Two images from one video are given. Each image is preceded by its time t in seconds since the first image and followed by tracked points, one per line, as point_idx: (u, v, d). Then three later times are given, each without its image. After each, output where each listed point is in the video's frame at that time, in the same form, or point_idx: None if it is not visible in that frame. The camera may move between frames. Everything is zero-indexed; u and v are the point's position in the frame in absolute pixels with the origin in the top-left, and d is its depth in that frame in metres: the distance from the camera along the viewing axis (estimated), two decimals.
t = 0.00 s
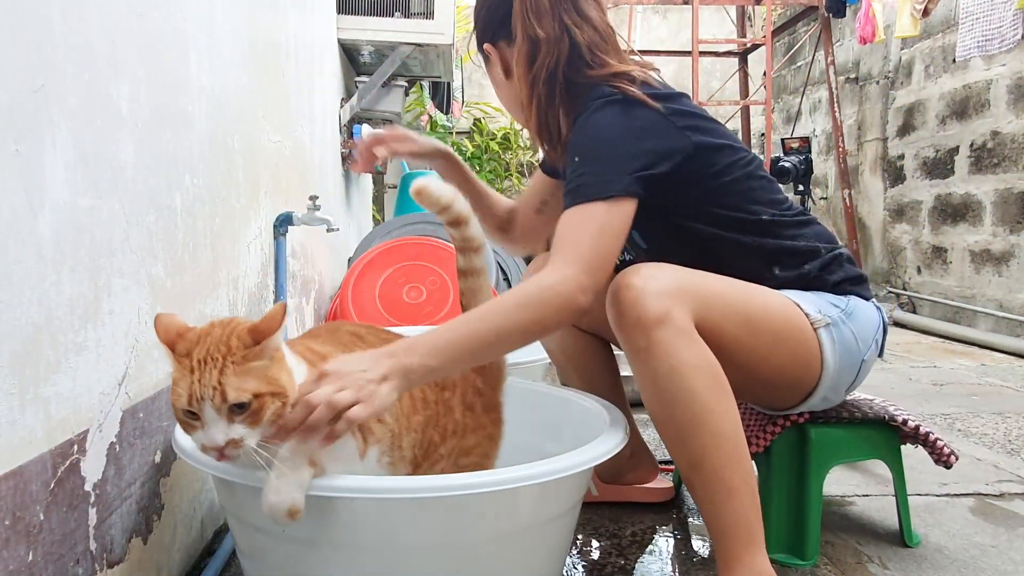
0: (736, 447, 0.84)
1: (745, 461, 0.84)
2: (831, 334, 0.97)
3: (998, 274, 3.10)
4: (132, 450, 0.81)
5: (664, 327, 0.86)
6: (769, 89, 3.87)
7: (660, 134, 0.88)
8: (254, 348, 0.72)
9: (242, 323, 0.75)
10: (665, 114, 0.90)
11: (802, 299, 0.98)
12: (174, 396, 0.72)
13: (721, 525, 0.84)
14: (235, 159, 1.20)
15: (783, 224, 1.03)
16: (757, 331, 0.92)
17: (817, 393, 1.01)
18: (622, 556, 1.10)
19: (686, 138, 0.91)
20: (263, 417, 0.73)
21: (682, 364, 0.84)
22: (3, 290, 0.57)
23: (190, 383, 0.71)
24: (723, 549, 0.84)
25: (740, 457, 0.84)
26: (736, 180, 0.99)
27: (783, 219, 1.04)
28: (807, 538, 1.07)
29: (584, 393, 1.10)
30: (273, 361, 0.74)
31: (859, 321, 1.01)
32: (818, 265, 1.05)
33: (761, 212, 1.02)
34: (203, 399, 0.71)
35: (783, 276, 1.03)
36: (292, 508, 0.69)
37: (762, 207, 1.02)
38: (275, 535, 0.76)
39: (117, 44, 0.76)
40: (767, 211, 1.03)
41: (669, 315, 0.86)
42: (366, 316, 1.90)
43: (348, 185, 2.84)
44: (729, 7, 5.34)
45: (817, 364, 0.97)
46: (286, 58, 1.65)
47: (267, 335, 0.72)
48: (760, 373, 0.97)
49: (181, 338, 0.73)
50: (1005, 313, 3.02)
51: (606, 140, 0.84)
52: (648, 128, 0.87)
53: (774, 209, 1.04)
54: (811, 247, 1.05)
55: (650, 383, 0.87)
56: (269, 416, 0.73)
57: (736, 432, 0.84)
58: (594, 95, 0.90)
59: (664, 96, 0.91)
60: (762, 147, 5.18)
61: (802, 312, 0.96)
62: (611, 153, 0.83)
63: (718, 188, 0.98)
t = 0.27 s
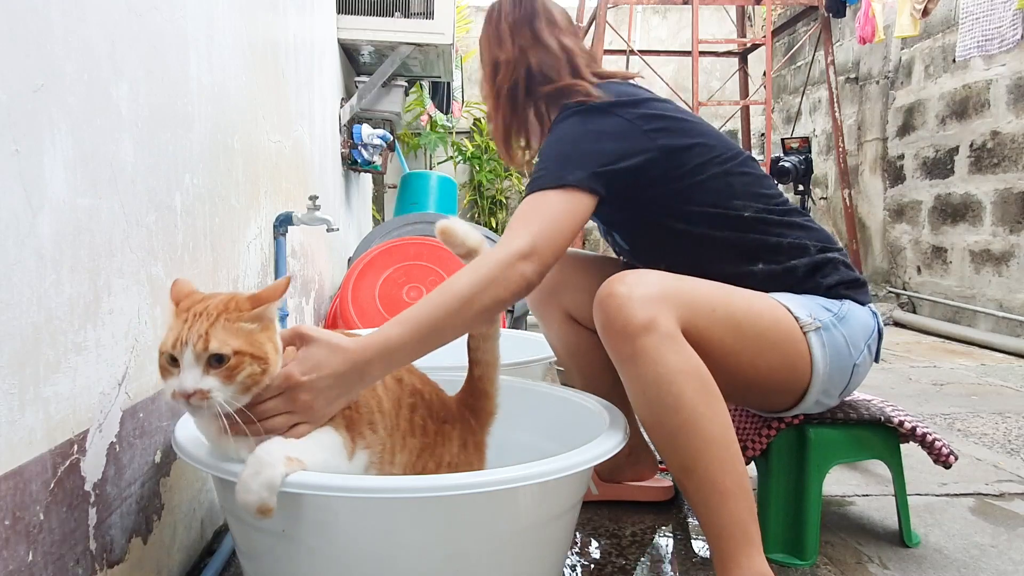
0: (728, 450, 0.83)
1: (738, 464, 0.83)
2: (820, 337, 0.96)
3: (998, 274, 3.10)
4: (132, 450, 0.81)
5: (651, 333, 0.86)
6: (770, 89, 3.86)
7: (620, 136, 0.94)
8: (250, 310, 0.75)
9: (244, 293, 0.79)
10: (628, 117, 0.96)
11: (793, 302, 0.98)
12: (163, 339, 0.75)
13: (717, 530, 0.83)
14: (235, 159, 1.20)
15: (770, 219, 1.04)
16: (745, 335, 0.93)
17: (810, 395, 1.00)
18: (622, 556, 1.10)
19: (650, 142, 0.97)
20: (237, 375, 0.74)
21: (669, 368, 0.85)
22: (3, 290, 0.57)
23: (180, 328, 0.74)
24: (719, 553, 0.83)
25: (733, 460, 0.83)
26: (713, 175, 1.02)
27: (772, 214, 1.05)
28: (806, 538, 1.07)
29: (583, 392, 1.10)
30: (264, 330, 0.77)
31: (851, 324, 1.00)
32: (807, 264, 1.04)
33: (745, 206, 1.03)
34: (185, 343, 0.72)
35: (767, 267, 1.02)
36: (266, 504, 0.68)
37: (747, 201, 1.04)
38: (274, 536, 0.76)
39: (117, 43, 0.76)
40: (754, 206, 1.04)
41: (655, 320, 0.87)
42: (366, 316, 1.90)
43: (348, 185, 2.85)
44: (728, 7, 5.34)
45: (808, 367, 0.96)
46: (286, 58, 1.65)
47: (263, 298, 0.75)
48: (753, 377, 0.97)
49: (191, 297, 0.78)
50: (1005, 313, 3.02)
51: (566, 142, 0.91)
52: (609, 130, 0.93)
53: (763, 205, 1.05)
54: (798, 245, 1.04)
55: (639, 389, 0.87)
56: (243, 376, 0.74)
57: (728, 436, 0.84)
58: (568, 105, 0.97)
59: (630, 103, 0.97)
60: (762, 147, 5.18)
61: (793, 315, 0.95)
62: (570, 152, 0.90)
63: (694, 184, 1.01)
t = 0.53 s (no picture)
0: (736, 450, 0.84)
1: (745, 464, 0.84)
2: (831, 336, 0.96)
3: (997, 274, 3.10)
4: (132, 449, 0.81)
5: (663, 331, 0.86)
6: (770, 89, 3.85)
7: (609, 134, 1.02)
8: (261, 307, 0.77)
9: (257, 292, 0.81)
10: (614, 120, 1.05)
11: (805, 300, 0.97)
12: (173, 330, 0.76)
13: (722, 529, 0.84)
14: (235, 159, 1.20)
15: (766, 207, 1.08)
16: (757, 334, 0.93)
17: (815, 396, 1.00)
18: (622, 556, 1.10)
19: (639, 137, 1.04)
20: (243, 368, 0.75)
21: (679, 366, 0.85)
22: (3, 290, 0.57)
23: (191, 319, 0.76)
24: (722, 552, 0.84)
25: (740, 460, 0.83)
26: (705, 163, 1.07)
27: (769, 205, 1.09)
28: (806, 538, 1.07)
29: (584, 392, 1.10)
30: (272, 326, 0.79)
31: (860, 325, 1.00)
32: (805, 248, 1.06)
33: (740, 195, 1.07)
34: (194, 333, 0.74)
35: (766, 250, 1.04)
36: (263, 501, 0.68)
37: (741, 190, 1.08)
38: (274, 536, 0.76)
39: (117, 43, 0.76)
40: (749, 195, 1.08)
41: (668, 319, 0.87)
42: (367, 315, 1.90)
43: (348, 185, 2.85)
44: (728, 7, 5.34)
45: (817, 367, 0.96)
46: (286, 58, 1.65)
47: (275, 294, 0.77)
48: (764, 375, 0.96)
49: (204, 291, 0.80)
50: (1005, 313, 3.01)
51: (558, 142, 0.99)
52: (598, 130, 1.02)
53: (759, 196, 1.09)
54: (794, 231, 1.08)
55: (648, 386, 0.88)
56: (248, 370, 0.75)
57: (735, 437, 0.84)
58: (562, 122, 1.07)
59: (616, 110, 1.07)
60: (762, 147, 5.18)
61: (804, 314, 0.95)
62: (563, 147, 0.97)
63: (687, 175, 1.06)
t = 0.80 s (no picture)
0: (704, 429, 0.85)
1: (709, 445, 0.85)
2: (820, 313, 0.97)
3: (997, 274, 3.10)
4: (132, 449, 0.81)
5: (650, 305, 0.86)
6: (769, 89, 3.84)
7: (603, 134, 1.03)
8: (261, 311, 0.76)
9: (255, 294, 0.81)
10: (612, 120, 1.06)
11: (795, 279, 0.99)
12: (172, 336, 0.76)
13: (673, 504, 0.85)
14: (235, 159, 1.20)
15: (758, 198, 1.08)
16: (750, 311, 0.93)
17: (806, 375, 1.01)
18: (622, 556, 1.10)
19: (634, 135, 1.05)
20: (244, 373, 0.75)
21: (661, 345, 0.85)
22: (3, 290, 0.57)
23: (190, 325, 0.75)
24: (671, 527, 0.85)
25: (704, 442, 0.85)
26: (697, 157, 1.08)
27: (760, 195, 1.09)
28: (806, 538, 1.08)
29: (584, 392, 1.10)
30: (271, 330, 0.79)
31: (848, 307, 1.01)
32: (795, 237, 1.06)
33: (731, 186, 1.08)
34: (194, 340, 0.74)
35: (757, 239, 1.04)
36: (264, 502, 0.68)
37: (732, 181, 1.08)
38: (274, 537, 0.76)
39: (117, 43, 0.76)
40: (739, 184, 1.08)
41: (657, 294, 0.87)
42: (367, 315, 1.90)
43: (348, 185, 2.85)
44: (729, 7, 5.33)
45: (807, 344, 0.97)
46: (286, 58, 1.65)
47: (275, 299, 0.77)
48: (750, 352, 0.97)
49: (202, 294, 0.80)
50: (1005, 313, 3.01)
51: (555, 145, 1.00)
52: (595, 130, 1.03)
53: (750, 186, 1.09)
54: (786, 221, 1.08)
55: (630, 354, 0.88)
56: (250, 375, 0.76)
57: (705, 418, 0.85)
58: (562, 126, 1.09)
59: (614, 111, 1.08)
60: (762, 147, 5.18)
61: (794, 291, 0.96)
62: (558, 150, 0.99)
63: (681, 170, 1.06)
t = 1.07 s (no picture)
0: (688, 435, 0.89)
1: (690, 450, 0.90)
2: (822, 319, 0.97)
3: (997, 274, 3.10)
4: (132, 449, 0.81)
5: (653, 313, 0.89)
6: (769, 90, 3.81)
7: (610, 132, 1.03)
8: (260, 316, 0.75)
9: (253, 293, 0.79)
10: (617, 119, 1.06)
11: (798, 284, 0.99)
12: (174, 345, 0.75)
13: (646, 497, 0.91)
14: (235, 159, 1.20)
15: (759, 198, 1.08)
16: (755, 319, 0.93)
17: (803, 381, 1.01)
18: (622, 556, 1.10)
19: (639, 134, 1.05)
20: (250, 382, 0.75)
21: (659, 354, 0.88)
22: (3, 291, 0.57)
23: (191, 335, 0.74)
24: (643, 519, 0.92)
25: (687, 448, 0.89)
26: (701, 157, 1.08)
27: (762, 195, 1.09)
28: (806, 537, 1.08)
29: (584, 392, 1.10)
30: (274, 333, 0.78)
31: (846, 312, 1.01)
32: (794, 239, 1.05)
33: (733, 186, 1.08)
34: (197, 352, 0.73)
35: (755, 240, 1.04)
36: (266, 503, 0.68)
37: (735, 181, 1.08)
38: (274, 537, 0.76)
39: (117, 43, 0.76)
40: (741, 185, 1.08)
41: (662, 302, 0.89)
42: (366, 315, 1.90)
43: (348, 185, 2.85)
44: (728, 7, 5.34)
45: (806, 351, 0.97)
46: (286, 58, 1.65)
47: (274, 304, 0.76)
48: (747, 359, 0.98)
49: (199, 297, 0.78)
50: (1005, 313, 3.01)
51: (561, 142, 1.01)
52: (601, 129, 1.03)
53: (752, 187, 1.09)
54: (785, 222, 1.07)
55: (627, 357, 0.91)
56: (256, 382, 0.76)
57: (690, 425, 0.89)
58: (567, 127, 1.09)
59: (620, 110, 1.08)
60: (762, 147, 5.18)
61: (796, 297, 0.96)
62: (565, 147, 0.99)
63: (684, 170, 1.07)
